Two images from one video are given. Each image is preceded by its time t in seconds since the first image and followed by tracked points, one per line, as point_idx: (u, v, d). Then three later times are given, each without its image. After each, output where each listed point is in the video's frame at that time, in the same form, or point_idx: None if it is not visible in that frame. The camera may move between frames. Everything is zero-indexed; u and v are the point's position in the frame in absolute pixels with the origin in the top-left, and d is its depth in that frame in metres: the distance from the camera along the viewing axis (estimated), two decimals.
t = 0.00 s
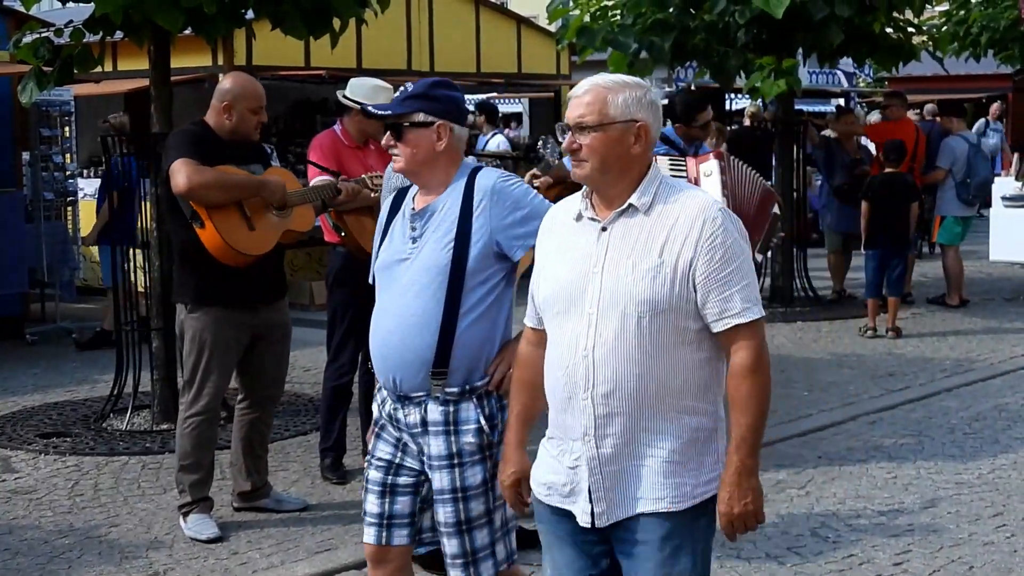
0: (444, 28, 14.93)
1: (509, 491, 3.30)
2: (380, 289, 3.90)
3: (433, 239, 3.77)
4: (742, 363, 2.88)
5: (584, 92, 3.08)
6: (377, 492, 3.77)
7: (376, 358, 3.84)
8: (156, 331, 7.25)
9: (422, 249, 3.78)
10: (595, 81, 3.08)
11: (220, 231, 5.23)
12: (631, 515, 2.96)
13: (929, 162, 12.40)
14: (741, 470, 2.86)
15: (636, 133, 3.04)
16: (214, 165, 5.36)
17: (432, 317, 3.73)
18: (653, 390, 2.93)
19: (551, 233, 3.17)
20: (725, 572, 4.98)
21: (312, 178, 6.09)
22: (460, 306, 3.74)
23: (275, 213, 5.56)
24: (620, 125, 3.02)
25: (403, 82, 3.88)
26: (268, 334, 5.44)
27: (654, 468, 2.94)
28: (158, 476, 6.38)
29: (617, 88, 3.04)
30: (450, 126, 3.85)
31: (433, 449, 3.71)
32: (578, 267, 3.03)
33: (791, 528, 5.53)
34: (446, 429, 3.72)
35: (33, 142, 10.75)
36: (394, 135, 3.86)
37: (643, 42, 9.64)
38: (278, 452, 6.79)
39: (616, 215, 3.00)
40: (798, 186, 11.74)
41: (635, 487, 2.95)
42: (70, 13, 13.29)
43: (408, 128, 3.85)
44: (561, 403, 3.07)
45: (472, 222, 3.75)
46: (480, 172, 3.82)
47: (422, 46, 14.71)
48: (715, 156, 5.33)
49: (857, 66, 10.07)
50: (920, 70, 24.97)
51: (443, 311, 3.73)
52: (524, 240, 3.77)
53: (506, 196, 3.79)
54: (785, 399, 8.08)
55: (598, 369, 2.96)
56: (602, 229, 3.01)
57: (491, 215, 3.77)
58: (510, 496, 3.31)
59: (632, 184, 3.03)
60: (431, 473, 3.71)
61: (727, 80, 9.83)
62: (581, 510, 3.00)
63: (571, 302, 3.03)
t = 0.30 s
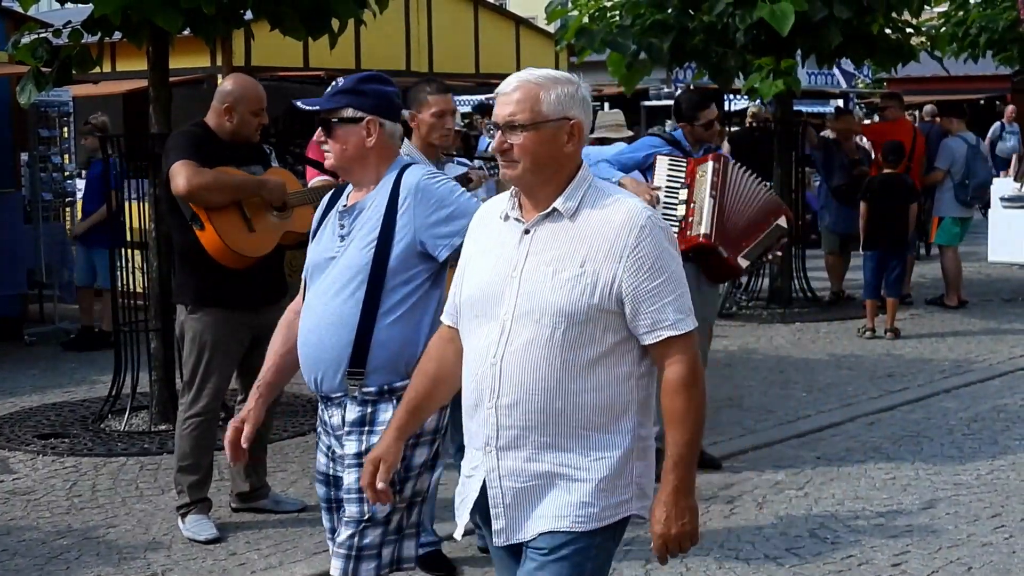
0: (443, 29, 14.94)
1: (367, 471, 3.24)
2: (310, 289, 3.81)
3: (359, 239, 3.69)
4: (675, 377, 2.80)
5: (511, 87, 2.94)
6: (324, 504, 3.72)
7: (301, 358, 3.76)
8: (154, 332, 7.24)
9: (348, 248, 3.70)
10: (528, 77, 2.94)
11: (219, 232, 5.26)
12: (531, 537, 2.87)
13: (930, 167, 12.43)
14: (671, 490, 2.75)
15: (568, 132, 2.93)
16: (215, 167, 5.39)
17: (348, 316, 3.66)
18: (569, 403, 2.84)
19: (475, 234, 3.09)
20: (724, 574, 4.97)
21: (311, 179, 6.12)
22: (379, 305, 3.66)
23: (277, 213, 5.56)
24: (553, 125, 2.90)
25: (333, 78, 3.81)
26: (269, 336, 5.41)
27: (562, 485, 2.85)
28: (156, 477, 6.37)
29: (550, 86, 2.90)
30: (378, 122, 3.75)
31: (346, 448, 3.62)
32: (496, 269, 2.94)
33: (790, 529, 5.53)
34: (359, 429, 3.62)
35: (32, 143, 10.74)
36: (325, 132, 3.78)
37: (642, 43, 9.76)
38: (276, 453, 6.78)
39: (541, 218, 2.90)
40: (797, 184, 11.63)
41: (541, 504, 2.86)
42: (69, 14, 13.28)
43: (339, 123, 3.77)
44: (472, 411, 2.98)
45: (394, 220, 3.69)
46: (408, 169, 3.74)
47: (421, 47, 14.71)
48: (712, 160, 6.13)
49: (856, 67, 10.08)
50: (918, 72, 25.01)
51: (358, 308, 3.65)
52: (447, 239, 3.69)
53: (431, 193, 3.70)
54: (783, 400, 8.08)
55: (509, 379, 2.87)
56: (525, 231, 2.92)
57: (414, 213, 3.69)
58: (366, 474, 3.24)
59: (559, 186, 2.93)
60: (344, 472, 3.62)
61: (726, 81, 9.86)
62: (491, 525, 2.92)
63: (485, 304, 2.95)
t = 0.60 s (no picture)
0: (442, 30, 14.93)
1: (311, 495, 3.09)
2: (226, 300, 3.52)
3: (275, 254, 3.37)
4: (546, 410, 2.61)
5: (418, 87, 2.74)
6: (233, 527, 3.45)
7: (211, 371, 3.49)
8: (152, 332, 7.23)
9: (263, 262, 3.40)
10: (435, 75, 2.75)
11: (218, 234, 5.08)
12: (403, 564, 2.72)
13: (926, 168, 12.42)
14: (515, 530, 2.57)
15: (479, 135, 2.74)
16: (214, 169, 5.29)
17: (260, 335, 3.33)
18: (446, 428, 2.67)
19: (376, 241, 2.94)
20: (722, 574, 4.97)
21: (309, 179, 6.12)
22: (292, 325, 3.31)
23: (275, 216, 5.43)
24: (460, 128, 2.71)
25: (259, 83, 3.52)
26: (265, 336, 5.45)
27: (440, 513, 2.69)
28: (154, 477, 6.37)
29: (457, 86, 2.71)
30: (304, 130, 3.48)
31: (258, 474, 3.32)
32: (387, 277, 2.78)
33: (787, 529, 5.53)
34: (273, 457, 3.31)
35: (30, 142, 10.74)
36: (249, 140, 3.49)
37: (641, 43, 9.77)
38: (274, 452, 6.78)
39: (437, 225, 2.73)
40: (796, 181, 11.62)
41: (416, 532, 2.70)
42: (67, 14, 13.26)
43: (263, 131, 3.48)
44: (356, 426, 2.83)
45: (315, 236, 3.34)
46: (336, 184, 3.40)
47: (420, 47, 14.70)
48: (706, 161, 6.21)
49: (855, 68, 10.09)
50: (916, 71, 25.07)
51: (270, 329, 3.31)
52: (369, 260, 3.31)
53: (357, 212, 3.36)
54: (781, 400, 8.08)
55: (386, 397, 2.71)
56: (419, 239, 2.76)
57: (337, 231, 3.34)
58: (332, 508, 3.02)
59: (465, 192, 2.74)
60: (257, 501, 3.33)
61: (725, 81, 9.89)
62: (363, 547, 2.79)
63: (373, 314, 2.79)
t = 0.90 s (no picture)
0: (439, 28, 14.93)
1: (225, 509, 3.00)
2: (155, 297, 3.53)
3: (205, 253, 3.38)
4: (441, 407, 2.47)
5: (319, 75, 2.64)
6: (144, 522, 3.46)
7: (140, 372, 3.49)
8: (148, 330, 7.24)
9: (193, 260, 3.41)
10: (337, 62, 2.65)
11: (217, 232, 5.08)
12: None
13: (921, 166, 12.43)
14: (386, 524, 2.41)
15: (385, 123, 2.64)
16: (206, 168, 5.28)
17: (189, 336, 3.34)
18: (348, 434, 2.54)
19: (287, 241, 2.85)
20: (719, 572, 4.97)
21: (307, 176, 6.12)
22: (221, 324, 3.32)
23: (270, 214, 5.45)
24: (366, 115, 2.61)
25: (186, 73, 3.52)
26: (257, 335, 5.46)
27: (348, 523, 2.55)
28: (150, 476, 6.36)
29: (361, 71, 2.62)
30: (229, 124, 3.48)
31: (194, 481, 3.34)
32: (293, 278, 2.68)
33: (784, 527, 5.53)
34: (208, 461, 3.33)
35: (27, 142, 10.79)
36: (175, 132, 3.49)
37: (637, 42, 9.81)
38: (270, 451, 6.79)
39: (341, 220, 2.64)
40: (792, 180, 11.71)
41: (322, 545, 2.57)
42: (63, 13, 13.25)
43: (187, 123, 3.49)
44: (263, 434, 2.71)
45: (244, 233, 3.34)
46: (264, 178, 3.42)
47: (416, 46, 14.70)
48: (704, 159, 6.22)
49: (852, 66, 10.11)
50: (913, 69, 25.12)
51: (200, 330, 3.32)
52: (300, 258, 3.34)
53: (285, 207, 3.36)
54: (778, 399, 8.08)
55: (290, 402, 2.59)
56: (325, 235, 2.66)
57: (266, 226, 3.34)
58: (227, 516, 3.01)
59: (371, 184, 2.64)
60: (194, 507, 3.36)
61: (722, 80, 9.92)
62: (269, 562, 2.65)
63: (278, 317, 2.67)
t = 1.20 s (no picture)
0: (431, 27, 14.91)
1: (81, 554, 2.97)
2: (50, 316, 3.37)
3: (98, 272, 3.23)
4: (322, 416, 2.50)
5: (169, 80, 2.63)
6: (53, 556, 3.36)
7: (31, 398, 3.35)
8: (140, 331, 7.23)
9: (86, 279, 3.25)
10: (184, 67, 2.64)
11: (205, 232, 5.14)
12: None
13: (913, 163, 12.44)
14: (307, 548, 2.47)
15: (240, 127, 2.66)
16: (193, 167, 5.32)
17: (83, 361, 3.20)
18: (212, 449, 2.53)
19: (135, 252, 2.81)
20: (713, 570, 4.97)
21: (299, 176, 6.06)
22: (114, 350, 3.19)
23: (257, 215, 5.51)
24: (225, 119, 2.62)
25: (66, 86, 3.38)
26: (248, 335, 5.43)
27: (220, 542, 2.55)
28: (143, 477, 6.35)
29: (213, 75, 2.62)
30: (118, 133, 3.34)
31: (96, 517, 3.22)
32: (146, 292, 2.65)
33: (778, 525, 5.53)
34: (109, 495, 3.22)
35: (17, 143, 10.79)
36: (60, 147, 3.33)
37: (628, 41, 9.82)
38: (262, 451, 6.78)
39: (191, 228, 2.61)
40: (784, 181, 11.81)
41: (189, 562, 2.56)
42: (54, 14, 13.23)
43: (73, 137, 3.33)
44: (120, 453, 2.69)
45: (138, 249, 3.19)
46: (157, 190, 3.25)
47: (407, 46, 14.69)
48: (699, 155, 6.19)
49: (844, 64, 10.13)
50: (904, 67, 25.20)
51: (94, 356, 3.19)
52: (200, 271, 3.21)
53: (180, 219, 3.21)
54: (771, 396, 8.08)
55: (149, 419, 2.57)
56: (177, 245, 2.62)
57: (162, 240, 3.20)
58: (82, 559, 2.97)
59: (225, 188, 2.63)
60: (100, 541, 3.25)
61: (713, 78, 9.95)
62: None
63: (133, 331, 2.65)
